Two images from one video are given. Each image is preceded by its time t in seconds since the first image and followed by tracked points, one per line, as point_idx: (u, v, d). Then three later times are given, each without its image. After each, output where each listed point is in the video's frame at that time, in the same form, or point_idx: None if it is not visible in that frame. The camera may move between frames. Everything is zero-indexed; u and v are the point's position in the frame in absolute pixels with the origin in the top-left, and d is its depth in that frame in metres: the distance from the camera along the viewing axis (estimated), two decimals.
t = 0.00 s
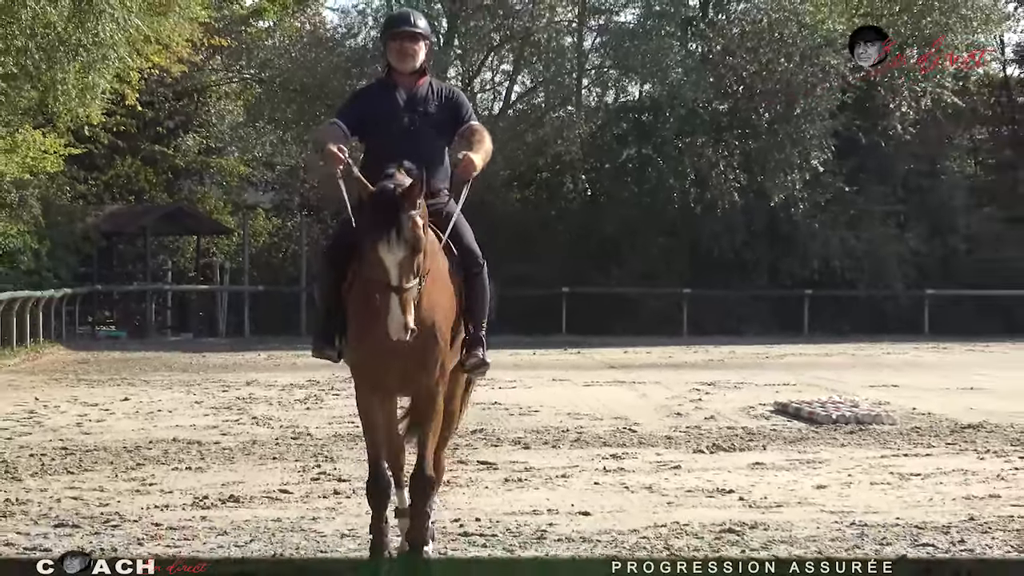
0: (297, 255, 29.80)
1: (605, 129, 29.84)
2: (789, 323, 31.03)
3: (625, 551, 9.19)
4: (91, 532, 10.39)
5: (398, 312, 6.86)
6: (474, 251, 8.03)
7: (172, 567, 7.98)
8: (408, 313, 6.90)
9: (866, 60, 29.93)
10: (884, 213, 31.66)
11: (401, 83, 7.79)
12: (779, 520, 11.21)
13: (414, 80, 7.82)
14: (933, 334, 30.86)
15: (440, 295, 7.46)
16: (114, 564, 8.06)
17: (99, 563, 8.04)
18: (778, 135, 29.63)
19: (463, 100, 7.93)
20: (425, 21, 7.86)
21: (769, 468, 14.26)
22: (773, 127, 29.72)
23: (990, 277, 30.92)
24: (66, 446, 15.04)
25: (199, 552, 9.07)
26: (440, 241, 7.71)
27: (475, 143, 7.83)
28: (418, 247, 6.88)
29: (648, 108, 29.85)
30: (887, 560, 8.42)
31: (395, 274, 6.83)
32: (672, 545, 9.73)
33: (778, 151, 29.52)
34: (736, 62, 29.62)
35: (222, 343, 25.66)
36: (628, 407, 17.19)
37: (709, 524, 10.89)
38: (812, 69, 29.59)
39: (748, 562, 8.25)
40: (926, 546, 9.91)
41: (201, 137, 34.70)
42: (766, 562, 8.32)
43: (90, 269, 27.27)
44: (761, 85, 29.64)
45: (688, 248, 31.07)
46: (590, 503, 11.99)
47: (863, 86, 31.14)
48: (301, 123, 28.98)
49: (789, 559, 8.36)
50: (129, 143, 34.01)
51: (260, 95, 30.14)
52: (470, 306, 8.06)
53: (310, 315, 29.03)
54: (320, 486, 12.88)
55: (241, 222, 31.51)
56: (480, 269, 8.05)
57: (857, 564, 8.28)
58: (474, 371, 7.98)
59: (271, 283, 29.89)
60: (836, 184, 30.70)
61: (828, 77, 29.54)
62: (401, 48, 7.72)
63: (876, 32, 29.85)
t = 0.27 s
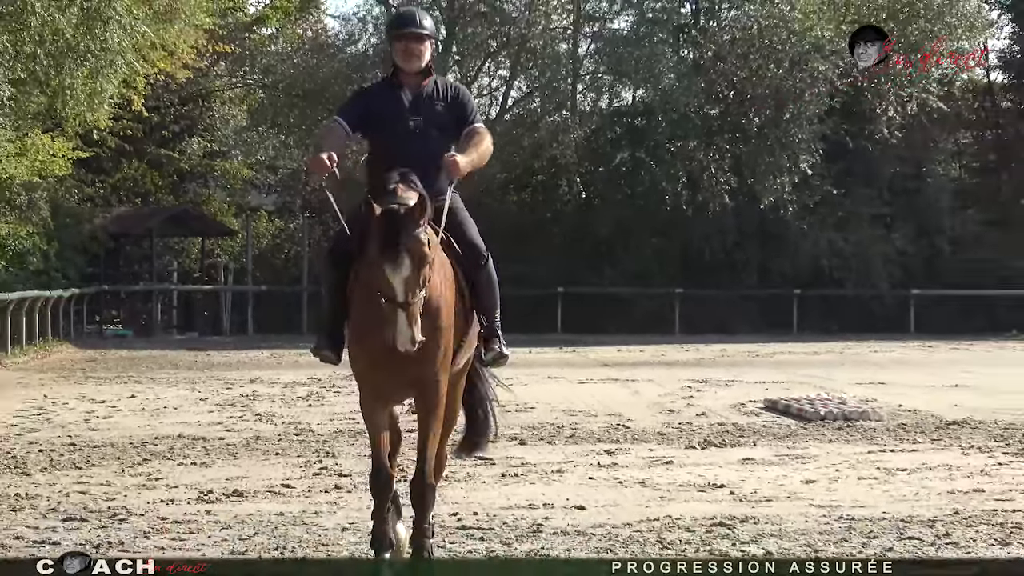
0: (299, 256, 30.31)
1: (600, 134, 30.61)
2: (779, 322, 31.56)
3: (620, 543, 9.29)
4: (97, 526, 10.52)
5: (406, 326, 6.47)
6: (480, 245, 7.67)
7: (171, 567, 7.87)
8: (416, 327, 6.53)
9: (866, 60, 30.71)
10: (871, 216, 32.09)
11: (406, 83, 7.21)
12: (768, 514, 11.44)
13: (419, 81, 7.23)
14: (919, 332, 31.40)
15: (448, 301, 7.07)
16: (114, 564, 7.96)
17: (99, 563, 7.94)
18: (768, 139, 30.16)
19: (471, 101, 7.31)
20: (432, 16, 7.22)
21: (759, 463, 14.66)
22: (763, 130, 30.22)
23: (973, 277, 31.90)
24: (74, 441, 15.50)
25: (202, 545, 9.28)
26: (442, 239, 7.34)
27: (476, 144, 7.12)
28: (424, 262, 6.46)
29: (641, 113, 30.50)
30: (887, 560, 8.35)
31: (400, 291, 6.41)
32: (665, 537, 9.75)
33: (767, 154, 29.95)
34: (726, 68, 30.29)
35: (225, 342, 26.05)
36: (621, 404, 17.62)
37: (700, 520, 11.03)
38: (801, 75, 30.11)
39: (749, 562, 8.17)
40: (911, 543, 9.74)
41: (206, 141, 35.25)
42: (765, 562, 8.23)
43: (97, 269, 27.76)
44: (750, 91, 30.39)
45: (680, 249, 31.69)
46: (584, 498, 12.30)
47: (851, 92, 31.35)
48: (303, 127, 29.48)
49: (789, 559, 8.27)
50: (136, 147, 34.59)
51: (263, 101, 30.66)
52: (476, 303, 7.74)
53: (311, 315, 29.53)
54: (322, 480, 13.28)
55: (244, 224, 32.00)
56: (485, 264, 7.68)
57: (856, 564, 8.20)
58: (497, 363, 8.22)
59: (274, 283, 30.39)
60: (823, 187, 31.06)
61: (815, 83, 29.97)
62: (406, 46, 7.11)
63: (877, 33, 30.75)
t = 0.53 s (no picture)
0: (301, 257, 30.66)
1: (596, 137, 31.19)
2: (771, 321, 31.99)
3: (615, 539, 9.46)
4: (104, 521, 10.62)
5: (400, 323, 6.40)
6: (486, 246, 7.89)
7: (172, 567, 7.80)
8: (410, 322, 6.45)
9: (866, 60, 31.66)
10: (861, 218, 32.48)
11: (408, 84, 7.44)
12: (761, 510, 11.41)
13: (420, 82, 7.46)
14: (908, 331, 31.82)
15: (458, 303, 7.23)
16: (114, 565, 7.86)
17: (99, 563, 7.84)
18: (760, 142, 30.70)
19: (471, 101, 7.55)
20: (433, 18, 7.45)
21: (752, 459, 14.98)
22: (755, 134, 30.79)
23: (960, 276, 32.38)
24: (81, 438, 15.85)
25: (207, 539, 9.45)
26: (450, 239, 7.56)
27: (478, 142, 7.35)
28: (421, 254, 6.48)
29: (636, 116, 31.00)
30: (888, 560, 8.35)
31: (397, 281, 6.40)
32: (659, 532, 9.88)
33: (759, 157, 30.55)
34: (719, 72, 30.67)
35: (229, 341, 26.30)
36: (617, 402, 18.00)
37: (696, 514, 11.19)
38: (793, 79, 30.62)
39: (750, 561, 8.20)
40: (938, 547, 9.37)
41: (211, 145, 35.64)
42: (766, 561, 8.25)
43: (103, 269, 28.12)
44: (743, 95, 30.78)
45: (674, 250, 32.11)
46: (582, 492, 12.52)
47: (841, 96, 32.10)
48: (306, 130, 29.83)
49: (790, 559, 8.29)
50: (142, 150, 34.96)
51: (266, 104, 31.01)
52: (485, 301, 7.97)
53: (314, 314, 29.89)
54: (324, 476, 13.59)
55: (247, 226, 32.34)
56: (491, 262, 7.91)
57: (856, 564, 8.21)
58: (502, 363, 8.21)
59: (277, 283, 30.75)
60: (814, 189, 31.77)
61: (807, 87, 30.50)
62: (408, 48, 7.34)
63: (876, 33, 31.67)
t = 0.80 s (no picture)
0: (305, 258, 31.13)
1: (592, 140, 31.56)
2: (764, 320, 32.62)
3: (610, 532, 9.90)
4: (112, 514, 10.96)
5: (410, 310, 6.55)
6: (493, 246, 8.01)
7: (171, 567, 7.72)
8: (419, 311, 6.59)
9: (865, 60, 32.01)
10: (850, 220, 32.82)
11: (412, 82, 7.56)
12: (753, 504, 11.94)
13: (424, 80, 7.59)
14: (896, 331, 32.34)
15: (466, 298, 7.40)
16: (114, 564, 7.85)
17: (98, 563, 7.83)
18: (752, 146, 31.15)
19: (475, 100, 7.64)
20: (435, 16, 7.56)
21: (744, 455, 15.41)
22: (748, 137, 31.20)
23: (948, 277, 32.94)
24: (90, 435, 16.28)
25: (213, 533, 9.83)
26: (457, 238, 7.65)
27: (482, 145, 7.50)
28: (427, 242, 6.50)
29: (631, 120, 31.47)
30: (887, 560, 8.21)
31: (404, 269, 6.44)
32: (655, 526, 10.35)
33: (751, 160, 30.98)
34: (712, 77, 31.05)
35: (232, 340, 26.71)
36: (612, 398, 18.47)
37: (688, 508, 11.66)
38: (784, 85, 31.03)
39: (748, 562, 8.08)
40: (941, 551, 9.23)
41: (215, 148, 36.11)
42: (764, 562, 8.14)
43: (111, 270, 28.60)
44: (736, 100, 31.16)
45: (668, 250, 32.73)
46: (579, 488, 12.98)
47: (831, 101, 32.46)
48: (309, 134, 30.28)
49: (790, 559, 8.17)
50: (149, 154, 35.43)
51: (271, 109, 31.43)
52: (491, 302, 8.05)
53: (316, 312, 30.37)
54: (328, 472, 13.99)
55: (251, 227, 32.79)
56: (498, 263, 8.01)
57: (855, 564, 8.09)
58: (512, 366, 8.27)
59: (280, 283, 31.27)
60: (805, 191, 32.21)
61: (798, 92, 30.92)
62: (411, 48, 7.47)
63: (877, 33, 31.94)
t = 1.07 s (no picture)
0: (308, 259, 31.70)
1: (588, 144, 31.85)
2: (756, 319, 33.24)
3: (606, 526, 10.30)
4: (122, 508, 11.39)
5: (423, 304, 6.39)
6: (501, 250, 7.71)
7: (172, 567, 7.58)
8: (433, 305, 6.44)
9: (866, 60, 32.51)
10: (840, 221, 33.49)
11: (421, 82, 7.20)
12: (744, 498, 12.40)
13: (434, 80, 7.24)
14: (884, 330, 32.89)
15: (469, 293, 7.11)
16: (115, 564, 7.68)
17: (99, 563, 7.62)
18: (744, 149, 31.62)
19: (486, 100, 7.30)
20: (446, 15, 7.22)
21: (735, 451, 15.86)
22: (740, 141, 31.69)
23: (932, 276, 33.53)
24: (98, 431, 16.75)
25: (219, 526, 10.24)
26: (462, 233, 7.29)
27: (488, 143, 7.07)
28: (441, 234, 6.36)
29: (626, 125, 31.70)
30: (887, 560, 8.06)
31: (418, 262, 6.32)
32: (650, 521, 10.78)
33: (744, 163, 31.47)
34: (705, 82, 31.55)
35: (236, 339, 27.25)
36: (607, 396, 18.95)
37: (682, 502, 12.07)
38: (774, 89, 31.53)
39: (749, 562, 7.93)
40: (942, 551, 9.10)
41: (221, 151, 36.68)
42: (765, 562, 7.97)
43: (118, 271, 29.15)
44: (729, 104, 31.66)
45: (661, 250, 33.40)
46: (574, 482, 13.45)
47: (821, 105, 32.79)
48: (313, 139, 30.85)
49: (789, 559, 8.02)
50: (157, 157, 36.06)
51: (274, 113, 31.90)
52: (497, 307, 7.69)
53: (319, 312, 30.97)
54: (330, 467, 14.45)
55: (255, 228, 33.37)
56: (507, 268, 7.66)
57: (856, 564, 7.95)
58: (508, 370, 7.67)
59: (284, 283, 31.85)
60: (796, 194, 32.67)
61: (789, 98, 31.49)
62: (421, 45, 7.12)
63: (877, 33, 32.39)
